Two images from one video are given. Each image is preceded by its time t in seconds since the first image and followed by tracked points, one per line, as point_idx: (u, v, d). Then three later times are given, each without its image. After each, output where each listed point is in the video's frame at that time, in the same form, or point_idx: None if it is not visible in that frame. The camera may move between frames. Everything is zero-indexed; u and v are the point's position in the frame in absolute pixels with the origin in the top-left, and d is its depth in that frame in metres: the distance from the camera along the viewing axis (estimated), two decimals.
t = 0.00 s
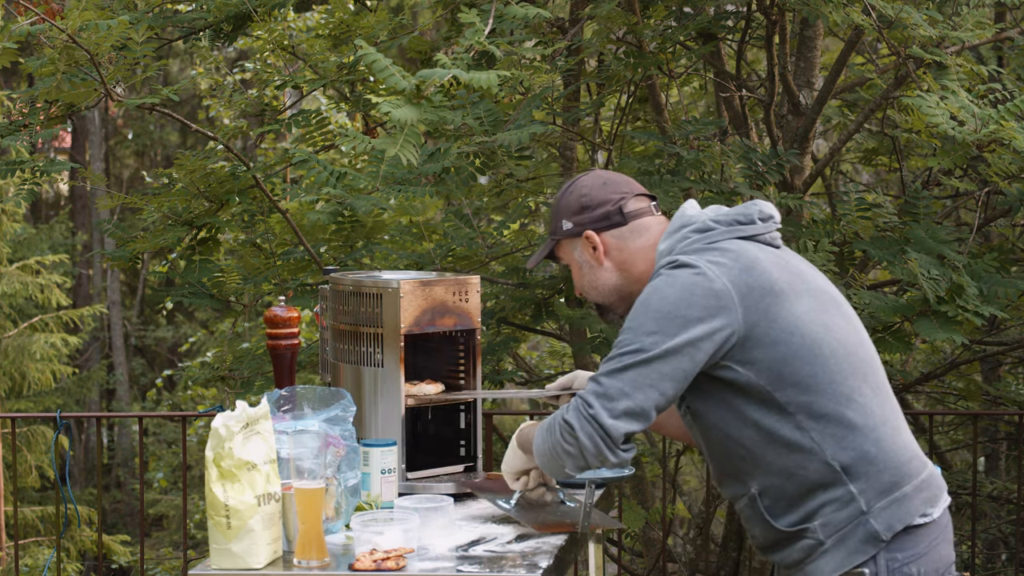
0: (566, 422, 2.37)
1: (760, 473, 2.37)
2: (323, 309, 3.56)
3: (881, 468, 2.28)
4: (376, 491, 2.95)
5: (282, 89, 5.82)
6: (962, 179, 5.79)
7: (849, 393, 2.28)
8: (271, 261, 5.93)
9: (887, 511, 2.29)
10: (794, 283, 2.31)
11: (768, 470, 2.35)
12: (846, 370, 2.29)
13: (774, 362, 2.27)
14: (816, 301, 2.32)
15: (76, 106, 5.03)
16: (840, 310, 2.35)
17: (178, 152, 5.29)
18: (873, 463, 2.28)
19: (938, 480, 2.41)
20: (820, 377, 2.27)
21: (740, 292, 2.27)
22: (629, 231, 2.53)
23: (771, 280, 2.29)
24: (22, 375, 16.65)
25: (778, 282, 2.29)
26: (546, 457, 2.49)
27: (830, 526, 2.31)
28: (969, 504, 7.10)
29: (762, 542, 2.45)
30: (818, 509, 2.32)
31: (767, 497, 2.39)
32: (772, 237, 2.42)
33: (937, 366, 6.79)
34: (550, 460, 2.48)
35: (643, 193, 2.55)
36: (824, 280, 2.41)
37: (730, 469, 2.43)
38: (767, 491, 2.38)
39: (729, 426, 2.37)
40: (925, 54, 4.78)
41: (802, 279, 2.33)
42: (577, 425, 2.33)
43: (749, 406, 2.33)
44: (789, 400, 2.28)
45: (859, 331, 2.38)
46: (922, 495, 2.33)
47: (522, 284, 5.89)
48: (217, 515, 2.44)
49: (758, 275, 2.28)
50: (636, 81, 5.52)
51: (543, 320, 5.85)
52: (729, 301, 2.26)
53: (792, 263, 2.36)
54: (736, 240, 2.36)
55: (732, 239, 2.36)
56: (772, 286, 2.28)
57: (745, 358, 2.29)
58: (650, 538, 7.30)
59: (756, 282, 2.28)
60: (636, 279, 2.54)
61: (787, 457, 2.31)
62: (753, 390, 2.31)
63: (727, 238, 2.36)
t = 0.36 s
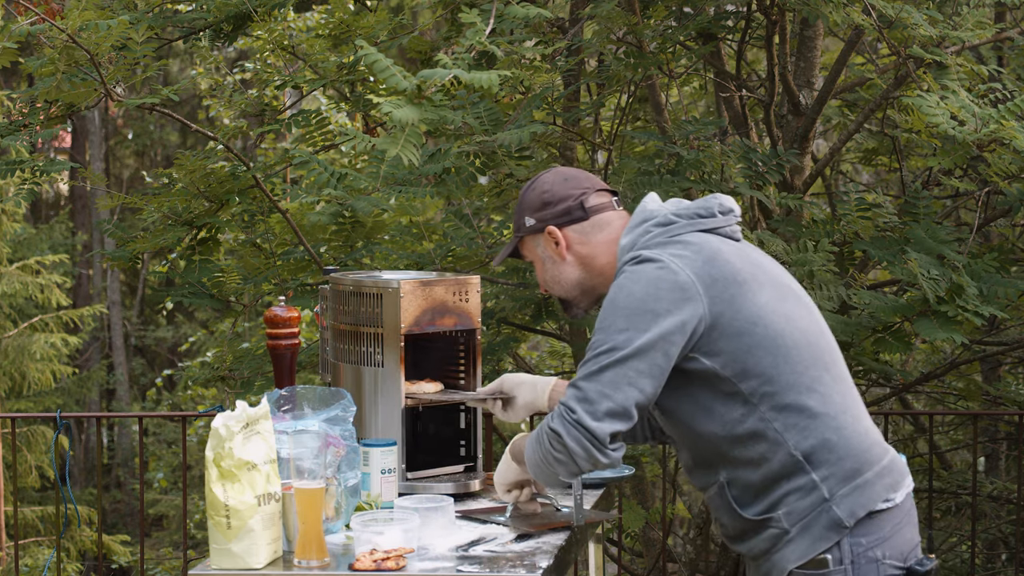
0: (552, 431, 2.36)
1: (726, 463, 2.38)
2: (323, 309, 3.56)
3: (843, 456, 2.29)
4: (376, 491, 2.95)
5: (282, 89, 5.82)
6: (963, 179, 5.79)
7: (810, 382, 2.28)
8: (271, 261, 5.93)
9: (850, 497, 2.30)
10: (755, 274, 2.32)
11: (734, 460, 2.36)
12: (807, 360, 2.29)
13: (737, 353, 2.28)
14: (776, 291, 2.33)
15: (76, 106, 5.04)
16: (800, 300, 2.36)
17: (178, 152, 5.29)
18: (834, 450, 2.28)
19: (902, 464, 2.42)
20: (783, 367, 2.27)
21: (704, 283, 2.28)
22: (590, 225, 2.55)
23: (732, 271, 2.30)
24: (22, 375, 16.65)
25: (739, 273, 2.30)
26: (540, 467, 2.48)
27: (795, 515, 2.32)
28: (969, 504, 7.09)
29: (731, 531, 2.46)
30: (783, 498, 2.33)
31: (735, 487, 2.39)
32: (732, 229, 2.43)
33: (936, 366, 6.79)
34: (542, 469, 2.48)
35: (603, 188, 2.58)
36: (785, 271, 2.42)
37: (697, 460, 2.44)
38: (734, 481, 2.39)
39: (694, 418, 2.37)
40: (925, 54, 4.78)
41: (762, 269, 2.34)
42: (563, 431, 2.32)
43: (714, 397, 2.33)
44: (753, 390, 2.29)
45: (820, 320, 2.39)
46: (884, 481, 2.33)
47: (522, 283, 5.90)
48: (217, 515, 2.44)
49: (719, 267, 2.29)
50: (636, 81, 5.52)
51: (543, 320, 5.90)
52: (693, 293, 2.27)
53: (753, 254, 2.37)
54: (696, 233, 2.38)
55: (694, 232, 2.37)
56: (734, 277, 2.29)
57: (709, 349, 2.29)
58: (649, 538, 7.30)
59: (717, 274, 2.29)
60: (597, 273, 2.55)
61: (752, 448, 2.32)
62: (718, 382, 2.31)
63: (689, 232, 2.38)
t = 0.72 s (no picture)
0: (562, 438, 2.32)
1: (717, 462, 2.38)
2: (323, 309, 3.56)
3: (834, 450, 2.31)
4: (376, 491, 2.95)
5: (282, 89, 5.82)
6: (963, 179, 5.79)
7: (800, 378, 2.31)
8: (271, 261, 5.92)
9: (844, 492, 2.31)
10: (741, 271, 2.35)
11: (726, 459, 2.36)
12: (796, 355, 2.32)
13: (727, 350, 2.30)
14: (763, 289, 2.36)
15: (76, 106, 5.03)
16: (785, 297, 2.40)
17: (178, 152, 5.29)
18: (826, 445, 2.30)
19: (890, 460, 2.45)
20: (773, 363, 2.30)
21: (693, 280, 2.30)
22: (574, 231, 2.57)
23: (719, 268, 2.32)
24: (22, 375, 16.65)
25: (727, 270, 2.33)
26: (553, 474, 2.41)
27: (789, 511, 2.33)
28: (969, 504, 7.09)
29: (724, 532, 2.46)
30: (777, 495, 2.33)
31: (727, 487, 2.39)
32: (715, 230, 2.46)
33: (936, 366, 6.79)
34: (556, 477, 2.42)
35: (587, 194, 2.60)
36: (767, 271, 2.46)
37: (686, 461, 2.44)
38: (726, 480, 2.39)
39: (683, 417, 2.38)
40: (925, 54, 4.77)
41: (748, 267, 2.38)
42: (573, 435, 2.28)
43: (704, 396, 2.34)
44: (744, 386, 2.30)
45: (805, 318, 2.42)
46: (876, 476, 2.35)
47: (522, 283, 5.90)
48: (217, 515, 2.44)
49: (707, 264, 2.32)
50: (636, 81, 5.52)
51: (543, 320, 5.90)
52: (684, 289, 2.28)
53: (736, 252, 2.41)
54: (681, 232, 2.40)
55: (678, 232, 2.40)
56: (722, 274, 2.32)
57: (700, 346, 2.30)
58: (649, 538, 7.29)
59: (706, 270, 2.31)
60: (583, 278, 2.57)
61: (744, 445, 2.33)
62: (708, 379, 2.32)
63: (675, 231, 2.40)
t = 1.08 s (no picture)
0: (610, 446, 2.30)
1: (755, 469, 2.38)
2: (323, 309, 3.56)
3: (873, 461, 2.31)
4: (376, 491, 2.95)
5: (281, 89, 5.82)
6: (963, 179, 5.79)
7: (844, 386, 2.30)
8: (271, 261, 5.92)
9: (881, 504, 2.31)
10: (786, 275, 2.34)
11: (764, 466, 2.36)
12: (840, 363, 2.32)
13: (771, 355, 2.29)
14: (808, 294, 2.36)
15: (75, 106, 5.03)
16: (829, 304, 2.39)
17: (178, 152, 5.29)
18: (866, 456, 2.30)
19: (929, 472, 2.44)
20: (817, 369, 2.29)
21: (739, 282, 2.30)
22: (622, 224, 2.53)
23: (765, 271, 2.32)
24: (22, 375, 16.65)
25: (772, 275, 2.32)
26: (598, 480, 2.39)
27: (825, 522, 2.32)
28: (969, 504, 7.09)
29: (758, 539, 2.46)
30: (814, 505, 2.33)
31: (763, 494, 2.39)
32: (758, 234, 2.46)
33: (937, 366, 6.79)
34: (600, 483, 2.40)
35: (636, 187, 2.55)
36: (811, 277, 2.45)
37: (722, 467, 2.44)
38: (762, 487, 2.38)
39: (723, 421, 2.37)
40: (926, 54, 4.77)
41: (793, 272, 2.37)
42: (624, 442, 2.26)
43: (745, 402, 2.33)
44: (786, 392, 2.29)
45: (849, 327, 2.42)
46: (915, 489, 2.35)
47: (522, 283, 5.90)
48: (217, 515, 2.44)
49: (752, 268, 2.32)
50: (636, 81, 5.52)
51: (543, 320, 5.83)
52: (730, 291, 2.27)
53: (781, 257, 2.40)
54: (726, 233, 2.39)
55: (724, 233, 2.39)
56: (768, 278, 2.31)
57: (744, 350, 2.29)
58: (649, 538, 7.29)
59: (752, 274, 2.31)
60: (625, 273, 2.54)
61: (784, 452, 2.32)
62: (749, 384, 2.32)
63: (720, 232, 2.39)
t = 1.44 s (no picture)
0: (621, 434, 2.31)
1: (746, 467, 2.38)
2: (323, 309, 3.56)
3: (864, 464, 2.30)
4: (376, 491, 2.95)
5: (282, 89, 5.82)
6: (963, 179, 5.79)
7: (839, 386, 2.30)
8: (271, 261, 5.93)
9: (869, 507, 2.30)
10: (790, 271, 2.35)
11: (756, 463, 2.36)
12: (838, 361, 2.32)
13: (768, 352, 2.29)
14: (810, 292, 2.36)
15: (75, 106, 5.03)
16: (831, 304, 2.39)
17: (178, 151, 5.30)
18: (856, 458, 2.30)
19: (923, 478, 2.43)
20: (813, 368, 2.29)
21: (743, 275, 2.31)
22: (637, 206, 2.54)
23: (770, 266, 2.33)
24: (22, 375, 16.65)
25: (776, 270, 2.33)
26: (608, 467, 2.40)
27: (813, 524, 2.32)
28: (969, 504, 7.09)
29: (746, 538, 2.46)
30: (803, 505, 2.33)
31: (753, 492, 2.39)
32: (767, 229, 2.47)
33: (936, 366, 6.79)
34: (609, 470, 2.41)
35: (656, 170, 2.57)
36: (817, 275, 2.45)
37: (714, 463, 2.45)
38: (752, 485, 2.39)
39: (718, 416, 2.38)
40: (926, 54, 4.77)
41: (798, 269, 2.37)
42: (636, 430, 2.27)
43: (741, 397, 2.34)
44: (781, 389, 2.30)
45: (850, 328, 2.41)
46: (905, 494, 2.34)
47: (522, 284, 5.92)
48: (217, 515, 2.44)
49: (756, 262, 2.32)
50: (636, 81, 5.52)
51: (543, 320, 5.83)
52: (734, 284, 2.28)
53: (787, 253, 2.41)
54: (734, 226, 2.40)
55: (731, 226, 2.40)
56: (771, 273, 2.32)
57: (743, 344, 2.30)
58: (649, 538, 7.30)
59: (756, 267, 2.32)
60: (633, 256, 2.56)
61: (776, 450, 2.32)
62: (746, 379, 2.32)
63: (727, 223, 2.40)
